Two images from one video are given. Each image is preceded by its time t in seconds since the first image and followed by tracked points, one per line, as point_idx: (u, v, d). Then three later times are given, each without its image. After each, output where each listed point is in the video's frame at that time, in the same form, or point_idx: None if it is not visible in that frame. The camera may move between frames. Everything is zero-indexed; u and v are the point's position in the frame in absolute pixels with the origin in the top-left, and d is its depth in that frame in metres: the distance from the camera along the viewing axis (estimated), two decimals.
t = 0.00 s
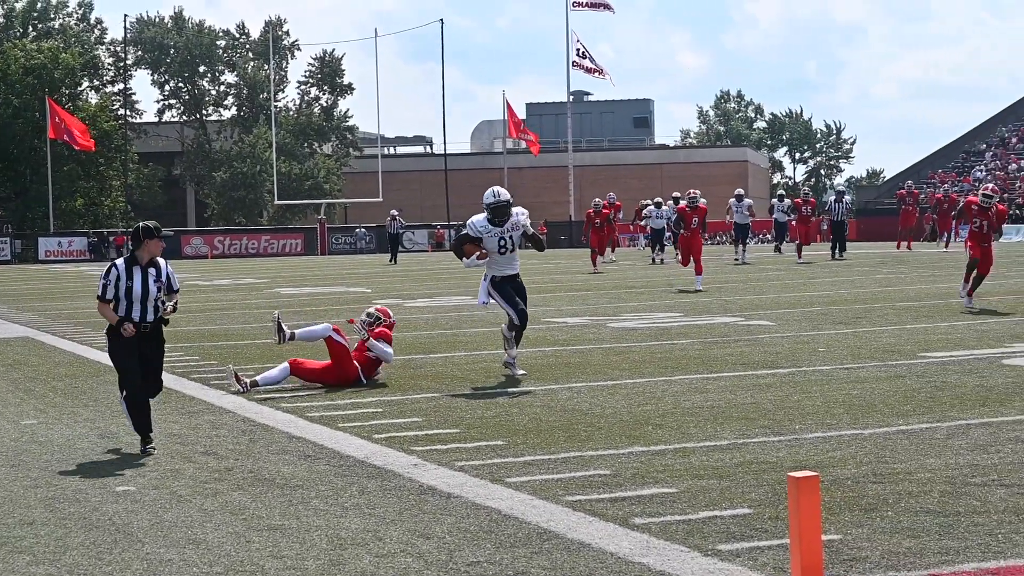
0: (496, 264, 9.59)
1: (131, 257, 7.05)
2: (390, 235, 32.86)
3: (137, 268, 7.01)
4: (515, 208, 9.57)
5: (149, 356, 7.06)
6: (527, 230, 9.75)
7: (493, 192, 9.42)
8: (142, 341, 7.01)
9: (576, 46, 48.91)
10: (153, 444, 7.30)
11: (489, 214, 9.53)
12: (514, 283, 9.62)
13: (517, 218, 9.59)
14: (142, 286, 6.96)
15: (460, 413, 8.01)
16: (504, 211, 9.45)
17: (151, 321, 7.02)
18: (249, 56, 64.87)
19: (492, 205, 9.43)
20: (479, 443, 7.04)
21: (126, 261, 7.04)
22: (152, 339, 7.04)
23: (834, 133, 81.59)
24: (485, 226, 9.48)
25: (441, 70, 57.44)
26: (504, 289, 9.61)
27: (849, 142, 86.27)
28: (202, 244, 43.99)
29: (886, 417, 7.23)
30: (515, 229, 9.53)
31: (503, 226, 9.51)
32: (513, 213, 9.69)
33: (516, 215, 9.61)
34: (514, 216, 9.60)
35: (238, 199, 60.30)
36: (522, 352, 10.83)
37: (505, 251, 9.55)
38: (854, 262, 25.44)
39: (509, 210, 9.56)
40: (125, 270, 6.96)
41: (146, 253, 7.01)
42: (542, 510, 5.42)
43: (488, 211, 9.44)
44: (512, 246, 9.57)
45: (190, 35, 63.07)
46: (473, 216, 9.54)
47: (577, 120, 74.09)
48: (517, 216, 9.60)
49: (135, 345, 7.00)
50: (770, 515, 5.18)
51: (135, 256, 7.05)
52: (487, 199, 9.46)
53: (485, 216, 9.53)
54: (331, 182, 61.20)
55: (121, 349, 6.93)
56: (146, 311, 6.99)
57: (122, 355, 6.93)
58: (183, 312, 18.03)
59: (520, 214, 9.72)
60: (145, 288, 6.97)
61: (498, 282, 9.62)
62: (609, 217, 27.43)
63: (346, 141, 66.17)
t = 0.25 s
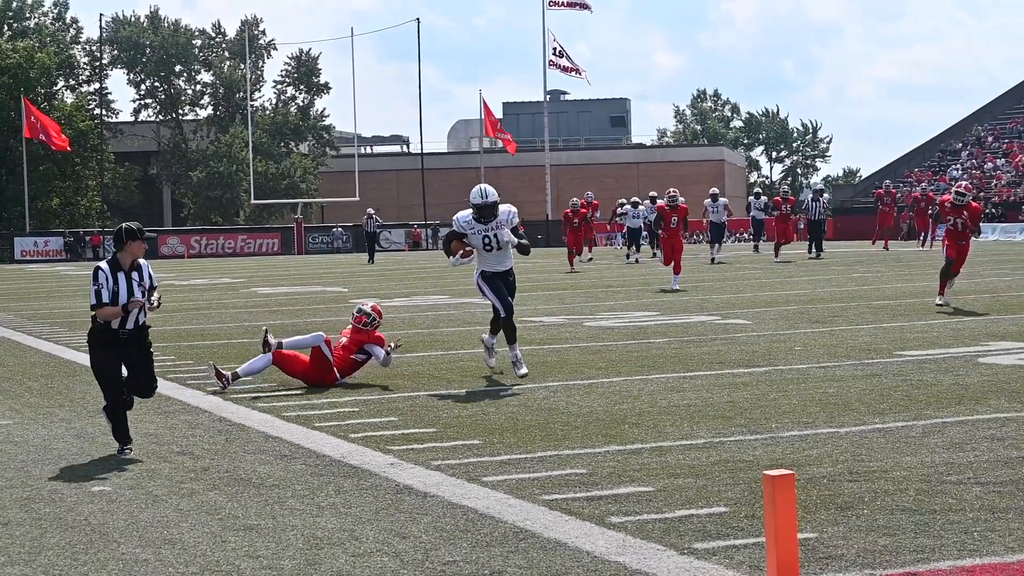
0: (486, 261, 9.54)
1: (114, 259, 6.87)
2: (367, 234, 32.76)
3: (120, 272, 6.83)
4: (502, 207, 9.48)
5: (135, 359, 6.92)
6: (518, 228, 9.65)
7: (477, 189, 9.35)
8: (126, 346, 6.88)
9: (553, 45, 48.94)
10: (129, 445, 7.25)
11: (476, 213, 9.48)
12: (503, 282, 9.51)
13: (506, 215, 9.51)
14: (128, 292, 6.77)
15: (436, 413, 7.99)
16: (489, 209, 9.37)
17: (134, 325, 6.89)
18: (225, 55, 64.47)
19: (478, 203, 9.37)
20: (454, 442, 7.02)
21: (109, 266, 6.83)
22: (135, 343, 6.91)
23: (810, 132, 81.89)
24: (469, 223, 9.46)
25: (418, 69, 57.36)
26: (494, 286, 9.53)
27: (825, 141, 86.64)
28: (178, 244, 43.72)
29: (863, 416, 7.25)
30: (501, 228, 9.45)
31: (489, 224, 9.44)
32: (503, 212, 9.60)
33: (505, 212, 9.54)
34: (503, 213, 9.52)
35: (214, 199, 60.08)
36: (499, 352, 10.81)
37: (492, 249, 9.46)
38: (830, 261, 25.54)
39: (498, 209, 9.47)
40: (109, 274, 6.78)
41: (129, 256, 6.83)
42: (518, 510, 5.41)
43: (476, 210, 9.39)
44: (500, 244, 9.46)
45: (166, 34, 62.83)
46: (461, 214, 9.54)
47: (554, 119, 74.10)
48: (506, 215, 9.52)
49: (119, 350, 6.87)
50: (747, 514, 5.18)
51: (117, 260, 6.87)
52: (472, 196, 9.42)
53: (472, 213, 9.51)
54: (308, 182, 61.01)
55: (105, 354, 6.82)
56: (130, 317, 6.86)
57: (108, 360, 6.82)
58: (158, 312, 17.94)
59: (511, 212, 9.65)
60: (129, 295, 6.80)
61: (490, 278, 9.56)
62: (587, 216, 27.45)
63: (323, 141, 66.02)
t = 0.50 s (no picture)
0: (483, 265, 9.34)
1: (104, 257, 6.77)
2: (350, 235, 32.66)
3: (110, 270, 6.73)
4: (496, 207, 9.26)
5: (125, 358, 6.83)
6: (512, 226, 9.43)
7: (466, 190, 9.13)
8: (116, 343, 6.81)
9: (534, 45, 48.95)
10: (109, 447, 7.20)
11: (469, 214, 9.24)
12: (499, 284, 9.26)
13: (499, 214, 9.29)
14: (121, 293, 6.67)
15: (417, 414, 7.96)
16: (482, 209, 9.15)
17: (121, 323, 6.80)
18: (206, 56, 64.13)
19: (470, 205, 9.12)
20: (436, 443, 7.00)
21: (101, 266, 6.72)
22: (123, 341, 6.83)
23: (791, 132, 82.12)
24: (463, 225, 9.26)
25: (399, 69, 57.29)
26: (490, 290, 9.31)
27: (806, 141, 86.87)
28: (159, 245, 43.38)
29: (843, 415, 7.27)
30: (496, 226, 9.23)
31: (483, 224, 9.23)
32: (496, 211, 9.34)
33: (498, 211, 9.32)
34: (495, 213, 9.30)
35: (195, 200, 59.90)
36: (480, 352, 10.79)
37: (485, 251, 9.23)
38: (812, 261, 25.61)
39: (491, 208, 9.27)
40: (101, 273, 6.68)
41: (119, 255, 6.71)
42: (499, 510, 5.39)
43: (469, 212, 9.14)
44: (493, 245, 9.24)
45: (147, 35, 62.64)
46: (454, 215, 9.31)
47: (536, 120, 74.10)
48: (500, 212, 9.29)
49: (109, 349, 6.81)
50: (727, 513, 5.18)
51: (108, 258, 6.75)
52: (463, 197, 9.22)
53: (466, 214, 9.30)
54: (289, 183, 60.85)
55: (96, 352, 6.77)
56: (119, 314, 6.77)
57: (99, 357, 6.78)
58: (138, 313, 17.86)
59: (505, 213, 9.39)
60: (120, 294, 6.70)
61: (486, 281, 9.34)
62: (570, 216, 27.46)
63: (304, 141, 65.90)
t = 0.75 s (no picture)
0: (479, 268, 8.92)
1: (92, 253, 6.66)
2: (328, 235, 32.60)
3: (99, 266, 6.63)
4: (489, 206, 8.88)
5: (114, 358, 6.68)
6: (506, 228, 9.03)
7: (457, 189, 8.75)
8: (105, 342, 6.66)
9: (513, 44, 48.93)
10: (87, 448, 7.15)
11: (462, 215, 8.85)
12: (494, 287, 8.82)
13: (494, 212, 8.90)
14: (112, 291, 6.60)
15: (396, 413, 7.93)
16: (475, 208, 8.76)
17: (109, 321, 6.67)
18: (184, 55, 64.00)
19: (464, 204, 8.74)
20: (414, 442, 6.98)
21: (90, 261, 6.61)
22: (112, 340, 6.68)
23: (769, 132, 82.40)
24: (457, 226, 8.86)
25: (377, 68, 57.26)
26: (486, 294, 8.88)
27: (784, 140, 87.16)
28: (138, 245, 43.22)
29: (822, 413, 7.28)
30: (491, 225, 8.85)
31: (477, 224, 8.85)
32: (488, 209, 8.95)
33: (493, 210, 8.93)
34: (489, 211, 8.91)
35: (174, 200, 59.61)
36: (460, 351, 10.76)
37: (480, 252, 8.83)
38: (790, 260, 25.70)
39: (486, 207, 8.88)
40: (91, 268, 6.59)
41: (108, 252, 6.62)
42: (478, 509, 5.38)
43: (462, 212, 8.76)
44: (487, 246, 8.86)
45: (125, 35, 62.35)
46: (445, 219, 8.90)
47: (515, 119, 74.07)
48: (493, 211, 8.91)
49: (98, 349, 6.68)
50: (705, 512, 5.18)
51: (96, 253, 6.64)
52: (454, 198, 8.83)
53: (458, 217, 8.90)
54: (268, 182, 60.64)
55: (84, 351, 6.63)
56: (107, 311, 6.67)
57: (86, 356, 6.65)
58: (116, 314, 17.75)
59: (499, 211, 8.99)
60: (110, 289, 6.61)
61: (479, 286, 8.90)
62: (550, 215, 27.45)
63: (283, 141, 65.71)
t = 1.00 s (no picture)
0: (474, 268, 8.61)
1: (79, 254, 6.52)
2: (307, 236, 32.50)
3: (87, 266, 6.50)
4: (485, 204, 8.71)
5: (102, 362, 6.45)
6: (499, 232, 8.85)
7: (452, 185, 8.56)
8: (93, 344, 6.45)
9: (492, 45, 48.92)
10: (64, 449, 7.10)
11: (457, 214, 8.62)
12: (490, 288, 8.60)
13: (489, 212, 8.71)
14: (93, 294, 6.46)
15: (374, 414, 7.91)
16: (471, 205, 8.58)
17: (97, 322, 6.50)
18: (162, 56, 63.80)
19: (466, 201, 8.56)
20: (392, 442, 6.96)
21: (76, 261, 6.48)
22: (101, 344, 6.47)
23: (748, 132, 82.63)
24: (452, 224, 8.59)
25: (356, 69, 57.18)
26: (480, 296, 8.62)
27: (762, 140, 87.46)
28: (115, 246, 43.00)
29: (800, 413, 7.30)
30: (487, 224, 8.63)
31: (473, 222, 8.61)
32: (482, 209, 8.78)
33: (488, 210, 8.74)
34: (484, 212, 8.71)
35: (152, 200, 59.32)
36: (438, 352, 10.76)
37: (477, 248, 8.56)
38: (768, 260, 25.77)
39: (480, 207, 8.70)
40: (76, 267, 6.44)
41: (95, 252, 6.48)
42: (455, 510, 5.36)
43: (463, 210, 8.57)
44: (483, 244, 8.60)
45: (103, 36, 62.07)
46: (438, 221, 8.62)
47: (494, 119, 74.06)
48: (489, 211, 8.72)
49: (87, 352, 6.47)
50: (684, 512, 5.18)
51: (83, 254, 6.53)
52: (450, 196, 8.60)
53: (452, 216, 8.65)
54: (247, 183, 60.44)
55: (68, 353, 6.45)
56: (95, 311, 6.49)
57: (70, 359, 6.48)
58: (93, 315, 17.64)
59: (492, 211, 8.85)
60: (97, 289, 6.47)
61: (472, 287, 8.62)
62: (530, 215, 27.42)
63: (261, 142, 65.54)
